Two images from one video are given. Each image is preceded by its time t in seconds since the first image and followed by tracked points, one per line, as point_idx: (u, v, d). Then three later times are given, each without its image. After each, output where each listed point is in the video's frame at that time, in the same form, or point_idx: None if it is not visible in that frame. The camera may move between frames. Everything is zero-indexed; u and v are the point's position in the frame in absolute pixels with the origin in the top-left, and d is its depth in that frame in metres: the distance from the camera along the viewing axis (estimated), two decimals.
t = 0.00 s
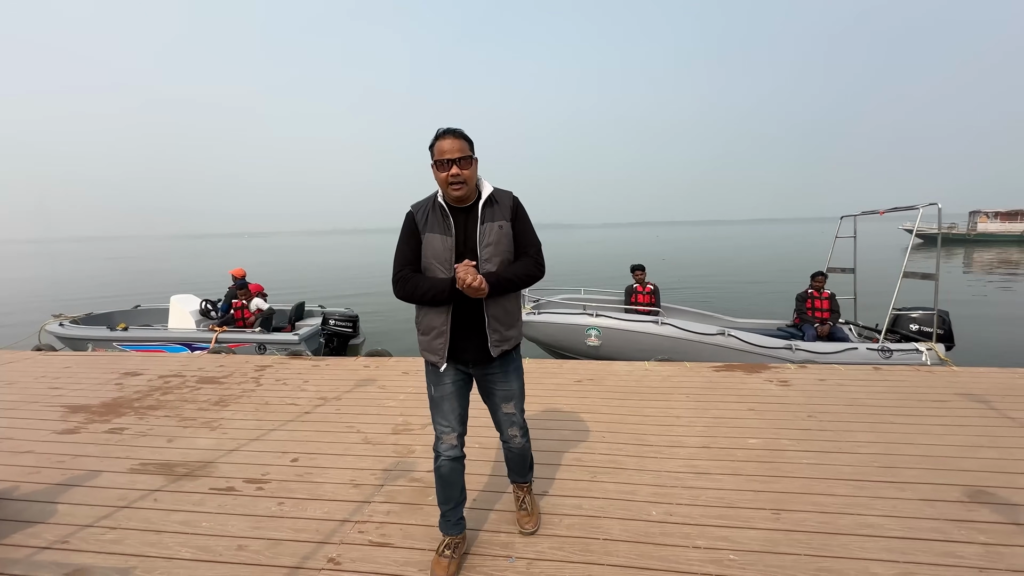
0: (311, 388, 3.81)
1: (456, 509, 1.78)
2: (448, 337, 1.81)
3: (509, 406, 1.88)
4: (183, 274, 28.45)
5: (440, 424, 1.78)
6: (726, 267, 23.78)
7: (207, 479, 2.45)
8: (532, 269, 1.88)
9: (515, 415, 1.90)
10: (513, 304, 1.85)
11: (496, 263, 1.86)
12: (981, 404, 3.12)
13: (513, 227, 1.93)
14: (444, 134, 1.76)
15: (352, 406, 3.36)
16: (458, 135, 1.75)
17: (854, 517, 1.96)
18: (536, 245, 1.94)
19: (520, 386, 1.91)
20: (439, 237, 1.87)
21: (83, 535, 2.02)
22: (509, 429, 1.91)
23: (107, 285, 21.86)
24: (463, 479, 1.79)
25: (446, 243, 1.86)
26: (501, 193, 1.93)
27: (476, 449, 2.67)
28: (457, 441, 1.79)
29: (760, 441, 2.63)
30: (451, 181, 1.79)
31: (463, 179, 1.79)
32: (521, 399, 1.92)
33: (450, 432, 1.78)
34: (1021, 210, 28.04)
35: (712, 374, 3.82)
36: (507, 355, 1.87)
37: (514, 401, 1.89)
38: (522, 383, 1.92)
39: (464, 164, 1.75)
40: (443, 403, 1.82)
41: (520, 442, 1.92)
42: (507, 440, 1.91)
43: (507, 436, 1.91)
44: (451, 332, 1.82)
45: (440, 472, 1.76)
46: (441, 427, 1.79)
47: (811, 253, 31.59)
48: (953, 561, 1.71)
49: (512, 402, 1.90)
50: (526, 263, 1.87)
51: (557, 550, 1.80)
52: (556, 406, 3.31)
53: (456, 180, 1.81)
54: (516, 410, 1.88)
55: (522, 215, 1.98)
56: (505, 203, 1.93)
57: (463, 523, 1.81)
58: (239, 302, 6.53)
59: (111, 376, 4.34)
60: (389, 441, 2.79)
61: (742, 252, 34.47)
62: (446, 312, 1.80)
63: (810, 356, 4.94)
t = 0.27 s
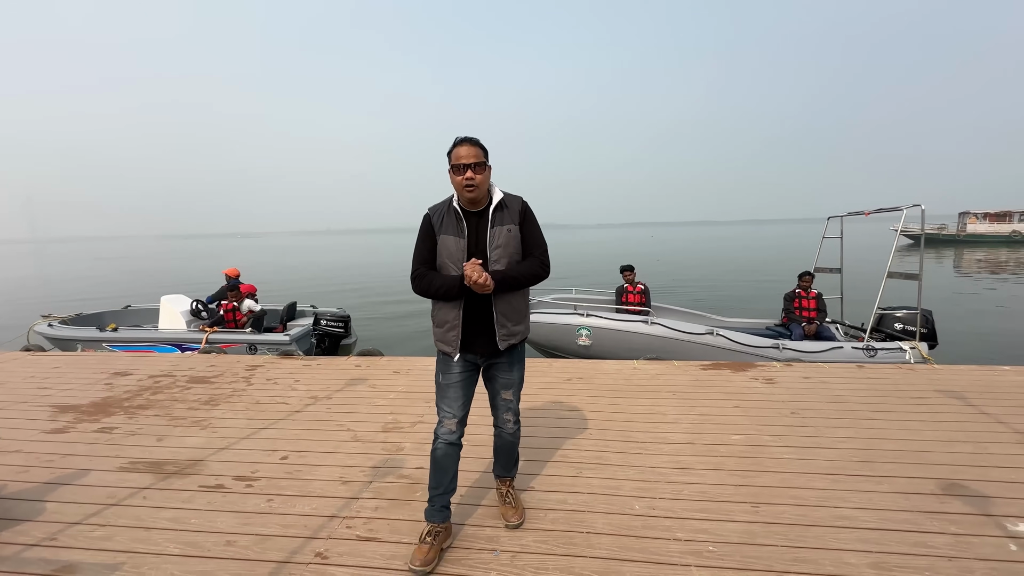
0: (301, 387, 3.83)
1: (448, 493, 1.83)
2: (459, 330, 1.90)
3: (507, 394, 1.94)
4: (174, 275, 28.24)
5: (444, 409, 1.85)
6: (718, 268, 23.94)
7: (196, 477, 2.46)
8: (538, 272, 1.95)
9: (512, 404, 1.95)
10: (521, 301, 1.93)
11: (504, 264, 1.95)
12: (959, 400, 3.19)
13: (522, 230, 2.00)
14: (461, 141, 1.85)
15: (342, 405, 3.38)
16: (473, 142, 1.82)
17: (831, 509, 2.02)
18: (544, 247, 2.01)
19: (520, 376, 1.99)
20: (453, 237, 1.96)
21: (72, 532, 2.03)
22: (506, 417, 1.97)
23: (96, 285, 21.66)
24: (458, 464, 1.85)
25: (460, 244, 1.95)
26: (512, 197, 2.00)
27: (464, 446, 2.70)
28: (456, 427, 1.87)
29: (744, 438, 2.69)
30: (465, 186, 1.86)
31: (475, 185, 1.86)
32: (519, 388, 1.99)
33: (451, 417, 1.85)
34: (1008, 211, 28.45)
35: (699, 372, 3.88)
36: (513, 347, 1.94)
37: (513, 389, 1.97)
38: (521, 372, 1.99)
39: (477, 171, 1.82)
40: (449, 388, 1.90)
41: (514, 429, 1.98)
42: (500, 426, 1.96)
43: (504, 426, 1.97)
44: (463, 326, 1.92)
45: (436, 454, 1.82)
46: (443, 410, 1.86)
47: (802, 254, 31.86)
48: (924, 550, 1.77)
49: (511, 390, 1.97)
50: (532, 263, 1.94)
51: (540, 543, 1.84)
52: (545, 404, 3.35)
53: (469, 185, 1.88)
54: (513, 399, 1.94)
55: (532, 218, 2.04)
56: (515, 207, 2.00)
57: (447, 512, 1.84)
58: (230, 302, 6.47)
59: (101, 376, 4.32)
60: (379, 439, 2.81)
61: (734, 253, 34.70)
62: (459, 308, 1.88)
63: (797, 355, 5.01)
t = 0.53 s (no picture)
0: (294, 388, 3.83)
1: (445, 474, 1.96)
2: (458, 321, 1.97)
3: (502, 387, 2.01)
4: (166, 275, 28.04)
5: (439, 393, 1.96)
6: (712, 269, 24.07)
7: (188, 477, 2.46)
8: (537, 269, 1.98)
9: (507, 395, 2.02)
10: (520, 294, 1.99)
11: (503, 258, 1.99)
12: (945, 398, 3.24)
13: (523, 227, 2.04)
14: (468, 142, 1.91)
15: (335, 405, 3.38)
16: (481, 144, 1.88)
17: (817, 506, 2.05)
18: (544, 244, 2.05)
19: (517, 368, 2.03)
20: (456, 231, 2.02)
21: (62, 532, 2.03)
22: (501, 408, 2.03)
23: (87, 286, 21.47)
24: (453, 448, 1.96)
25: (462, 237, 2.01)
26: (513, 195, 2.05)
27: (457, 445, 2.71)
28: (450, 412, 1.96)
29: (734, 436, 2.72)
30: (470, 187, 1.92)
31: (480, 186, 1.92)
32: (515, 380, 2.04)
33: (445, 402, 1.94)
34: (997, 212, 28.77)
35: (691, 371, 3.91)
36: (510, 339, 1.99)
37: (509, 380, 2.02)
38: (518, 365, 2.04)
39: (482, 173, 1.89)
40: (444, 376, 1.98)
41: (507, 421, 2.04)
42: (495, 416, 2.03)
43: (499, 417, 2.04)
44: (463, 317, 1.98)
45: (431, 436, 1.95)
46: (438, 397, 1.96)
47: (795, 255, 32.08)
48: (907, 544, 1.81)
49: (507, 381, 2.02)
50: (531, 258, 1.98)
51: (531, 540, 1.86)
52: (537, 403, 3.37)
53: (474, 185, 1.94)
54: (508, 391, 2.00)
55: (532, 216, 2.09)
56: (516, 205, 2.05)
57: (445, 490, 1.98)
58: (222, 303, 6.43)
59: (92, 377, 4.30)
60: (371, 438, 2.82)
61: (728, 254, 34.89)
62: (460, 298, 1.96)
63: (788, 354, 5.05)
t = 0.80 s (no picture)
0: (288, 389, 3.81)
1: (468, 435, 2.30)
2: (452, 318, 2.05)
3: (494, 382, 2.06)
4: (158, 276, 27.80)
5: (446, 387, 2.11)
6: (706, 269, 24.20)
7: (180, 480, 2.44)
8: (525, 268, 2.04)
9: (499, 390, 2.06)
10: (511, 293, 2.05)
11: (494, 259, 2.03)
12: (933, 397, 3.29)
13: (514, 229, 2.08)
14: (462, 147, 1.98)
15: (329, 406, 3.38)
16: (475, 149, 1.96)
17: (807, 504, 2.08)
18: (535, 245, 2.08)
19: (508, 363, 2.09)
20: (450, 231, 2.08)
21: (52, 536, 2.01)
22: (494, 403, 2.08)
23: (77, 288, 21.23)
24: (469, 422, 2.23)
25: (455, 237, 2.07)
26: (506, 199, 2.10)
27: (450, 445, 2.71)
28: (459, 400, 2.16)
29: (726, 436, 2.74)
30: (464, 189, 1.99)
31: (475, 188, 1.99)
32: (507, 375, 2.09)
33: (453, 394, 2.12)
34: (986, 213, 29.12)
35: (684, 371, 3.94)
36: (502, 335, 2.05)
37: (500, 376, 2.07)
38: (510, 360, 2.09)
39: (476, 174, 1.96)
40: (444, 375, 2.11)
41: (501, 416, 2.07)
42: (488, 412, 2.08)
43: (492, 412, 2.08)
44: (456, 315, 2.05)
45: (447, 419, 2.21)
46: (442, 393, 2.14)
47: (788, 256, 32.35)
48: (895, 542, 1.83)
49: (499, 375, 2.07)
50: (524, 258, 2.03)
51: (525, 540, 1.86)
52: (532, 403, 3.38)
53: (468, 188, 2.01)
54: (499, 386, 2.05)
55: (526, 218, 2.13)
56: (508, 208, 2.09)
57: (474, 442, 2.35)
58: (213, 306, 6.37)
59: (82, 379, 4.26)
60: (365, 439, 2.82)
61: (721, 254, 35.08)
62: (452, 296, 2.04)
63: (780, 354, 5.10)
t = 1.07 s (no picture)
0: (281, 392, 3.78)
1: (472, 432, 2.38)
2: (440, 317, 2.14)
3: (482, 377, 2.14)
4: (149, 277, 27.53)
5: (442, 381, 2.24)
6: (700, 271, 24.30)
7: (172, 484, 2.42)
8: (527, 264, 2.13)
9: (487, 385, 2.14)
10: (495, 292, 2.13)
11: (477, 259, 2.11)
12: (925, 397, 3.32)
13: (498, 230, 2.16)
14: (443, 155, 2.10)
15: (323, 409, 3.35)
16: (456, 155, 2.07)
17: (802, 504, 2.09)
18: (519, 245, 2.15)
19: (494, 358, 2.17)
20: (433, 235, 2.16)
21: (41, 542, 1.98)
22: (483, 398, 2.14)
23: (66, 289, 20.96)
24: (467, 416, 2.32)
25: (439, 240, 2.14)
26: (487, 202, 2.17)
27: (445, 447, 2.69)
28: (457, 393, 2.27)
29: (721, 437, 2.75)
30: (446, 191, 2.07)
31: (457, 189, 2.07)
32: (493, 369, 2.17)
33: (449, 388, 2.24)
34: (976, 214, 29.48)
35: (679, 373, 3.95)
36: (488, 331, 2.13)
37: (487, 370, 2.15)
38: (496, 356, 2.17)
39: (458, 176, 2.05)
40: (441, 369, 2.23)
41: (490, 412, 2.12)
42: (478, 408, 2.12)
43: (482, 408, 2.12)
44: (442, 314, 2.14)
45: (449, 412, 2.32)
46: (441, 386, 2.26)
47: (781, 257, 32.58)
48: (889, 541, 1.85)
49: (486, 370, 2.16)
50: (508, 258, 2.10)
51: (521, 542, 1.86)
52: (528, 405, 3.37)
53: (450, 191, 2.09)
54: (486, 381, 2.13)
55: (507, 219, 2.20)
56: (490, 209, 2.16)
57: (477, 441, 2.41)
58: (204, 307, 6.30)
59: (72, 382, 4.20)
60: (360, 442, 2.80)
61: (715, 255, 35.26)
62: (438, 296, 2.13)
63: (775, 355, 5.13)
